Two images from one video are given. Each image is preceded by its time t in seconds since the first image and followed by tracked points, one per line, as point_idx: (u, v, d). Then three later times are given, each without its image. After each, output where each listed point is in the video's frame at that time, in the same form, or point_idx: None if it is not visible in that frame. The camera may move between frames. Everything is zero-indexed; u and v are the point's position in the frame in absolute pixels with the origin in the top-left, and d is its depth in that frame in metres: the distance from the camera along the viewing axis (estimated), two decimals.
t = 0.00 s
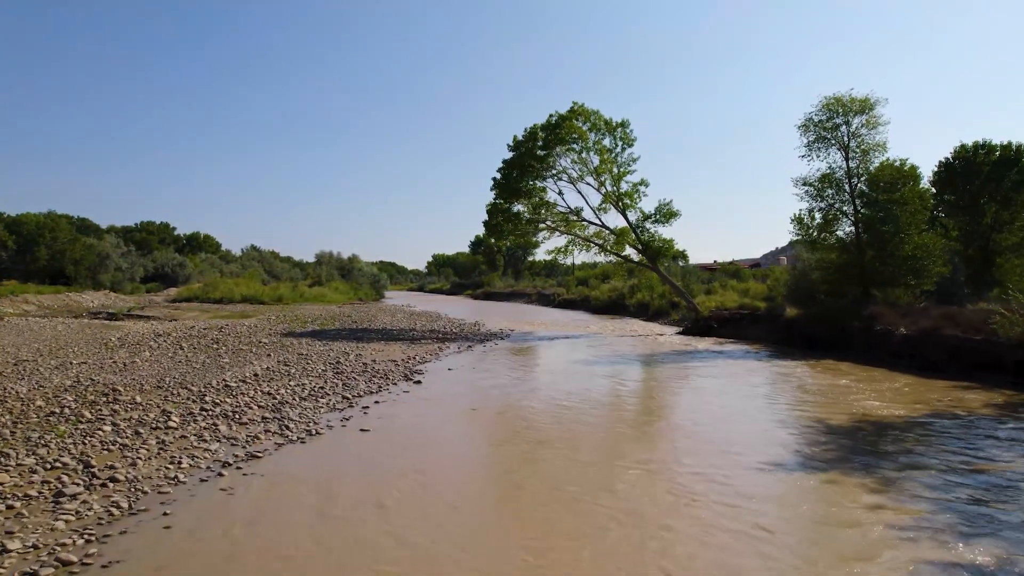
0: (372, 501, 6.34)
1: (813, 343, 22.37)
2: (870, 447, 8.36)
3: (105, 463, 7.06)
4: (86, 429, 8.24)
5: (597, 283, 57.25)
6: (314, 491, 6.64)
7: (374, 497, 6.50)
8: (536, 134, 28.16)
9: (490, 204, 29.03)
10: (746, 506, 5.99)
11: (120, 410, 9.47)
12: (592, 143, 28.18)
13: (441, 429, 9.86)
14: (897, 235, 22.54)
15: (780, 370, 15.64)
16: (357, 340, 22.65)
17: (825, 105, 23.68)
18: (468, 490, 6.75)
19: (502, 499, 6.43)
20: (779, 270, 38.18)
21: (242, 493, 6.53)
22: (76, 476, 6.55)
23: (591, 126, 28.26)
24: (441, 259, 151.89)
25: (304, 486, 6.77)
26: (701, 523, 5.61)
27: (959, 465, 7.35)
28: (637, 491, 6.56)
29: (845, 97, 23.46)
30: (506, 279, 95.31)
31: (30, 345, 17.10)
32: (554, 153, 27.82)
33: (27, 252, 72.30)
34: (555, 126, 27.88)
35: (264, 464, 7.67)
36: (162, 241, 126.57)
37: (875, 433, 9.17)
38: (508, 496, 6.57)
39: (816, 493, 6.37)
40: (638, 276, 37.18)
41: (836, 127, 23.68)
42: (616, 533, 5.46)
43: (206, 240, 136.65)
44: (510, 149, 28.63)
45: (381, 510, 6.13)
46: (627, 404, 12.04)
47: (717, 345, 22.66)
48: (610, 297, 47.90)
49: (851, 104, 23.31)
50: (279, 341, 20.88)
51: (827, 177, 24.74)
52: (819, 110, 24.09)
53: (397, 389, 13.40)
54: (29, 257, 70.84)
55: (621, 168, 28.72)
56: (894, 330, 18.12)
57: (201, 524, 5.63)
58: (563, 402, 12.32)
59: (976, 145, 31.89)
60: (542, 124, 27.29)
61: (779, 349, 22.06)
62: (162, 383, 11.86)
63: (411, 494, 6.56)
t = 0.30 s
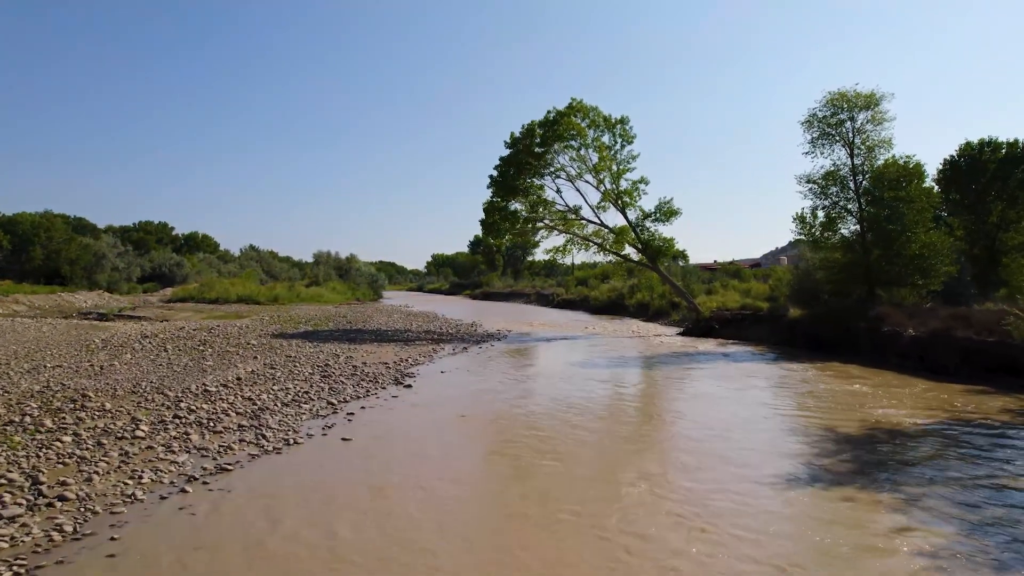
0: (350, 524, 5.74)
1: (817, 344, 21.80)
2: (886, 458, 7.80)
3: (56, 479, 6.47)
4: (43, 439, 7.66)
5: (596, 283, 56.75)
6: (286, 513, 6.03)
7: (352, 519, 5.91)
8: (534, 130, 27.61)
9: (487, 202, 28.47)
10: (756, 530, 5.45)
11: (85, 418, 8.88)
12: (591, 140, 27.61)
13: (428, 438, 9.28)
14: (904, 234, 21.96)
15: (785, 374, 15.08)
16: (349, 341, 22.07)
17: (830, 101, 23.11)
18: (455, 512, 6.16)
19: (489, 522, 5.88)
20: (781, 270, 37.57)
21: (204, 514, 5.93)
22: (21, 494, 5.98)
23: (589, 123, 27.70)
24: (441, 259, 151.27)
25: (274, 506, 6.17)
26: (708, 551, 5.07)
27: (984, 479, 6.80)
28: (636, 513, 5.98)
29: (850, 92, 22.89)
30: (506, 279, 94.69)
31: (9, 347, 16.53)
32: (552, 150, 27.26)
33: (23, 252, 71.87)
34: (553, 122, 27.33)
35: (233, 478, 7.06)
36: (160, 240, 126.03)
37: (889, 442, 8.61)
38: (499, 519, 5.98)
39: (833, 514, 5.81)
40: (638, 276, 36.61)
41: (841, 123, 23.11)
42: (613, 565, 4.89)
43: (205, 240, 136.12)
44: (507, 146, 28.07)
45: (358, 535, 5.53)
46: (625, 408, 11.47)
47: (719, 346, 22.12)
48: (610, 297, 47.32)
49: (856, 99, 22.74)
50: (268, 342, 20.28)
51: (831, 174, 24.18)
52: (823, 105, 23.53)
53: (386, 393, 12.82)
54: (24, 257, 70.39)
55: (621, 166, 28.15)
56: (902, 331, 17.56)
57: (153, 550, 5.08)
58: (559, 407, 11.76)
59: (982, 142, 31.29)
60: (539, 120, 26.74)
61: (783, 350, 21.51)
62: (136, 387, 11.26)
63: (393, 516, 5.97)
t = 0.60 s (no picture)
0: (322, 553, 5.18)
1: (821, 345, 21.25)
2: (905, 471, 7.27)
3: None
4: None
5: (595, 283, 56.16)
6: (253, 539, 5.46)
7: (325, 548, 5.34)
8: (531, 127, 27.04)
9: (484, 200, 27.90)
10: (768, 559, 4.91)
11: (46, 427, 8.29)
12: (589, 136, 27.04)
13: (415, 449, 8.71)
14: (910, 232, 21.40)
15: (790, 377, 14.56)
16: (341, 343, 21.50)
17: (834, 96, 22.50)
18: (439, 537, 5.59)
19: (471, 548, 5.34)
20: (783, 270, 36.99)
21: (158, 538, 5.34)
22: None
23: (588, 119, 27.13)
24: (440, 259, 150.80)
25: (239, 528, 5.60)
26: None
27: (1014, 496, 6.27)
28: (636, 539, 5.44)
29: (855, 87, 22.29)
30: (505, 280, 94.13)
31: None
32: (549, 147, 26.70)
33: (18, 252, 71.37)
34: (551, 118, 26.76)
35: (197, 494, 6.48)
36: (158, 241, 125.49)
37: (906, 452, 8.08)
38: (486, 546, 5.41)
39: (853, 538, 5.28)
40: (638, 276, 36.04)
41: (845, 119, 22.52)
42: None
43: (203, 240, 135.60)
44: (504, 143, 27.50)
45: (332, 567, 4.97)
46: (624, 414, 10.93)
47: (720, 348, 21.56)
48: (609, 297, 46.78)
49: (862, 95, 22.13)
50: (257, 344, 19.67)
51: (835, 171, 23.60)
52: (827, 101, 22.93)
53: (375, 398, 12.25)
54: (19, 257, 69.88)
55: (620, 163, 27.58)
56: (910, 332, 17.01)
57: None
58: (555, 412, 11.22)
59: (988, 139, 30.66)
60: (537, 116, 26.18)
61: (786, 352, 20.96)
62: (108, 392, 10.67)
63: (371, 543, 5.42)
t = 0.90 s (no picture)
0: None
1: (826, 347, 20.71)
2: (929, 486, 6.69)
3: None
4: None
5: (595, 283, 55.54)
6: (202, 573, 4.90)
7: None
8: (528, 123, 26.47)
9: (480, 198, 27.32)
10: None
11: None
12: (588, 133, 26.48)
13: (395, 461, 8.12)
14: (917, 231, 20.83)
15: (795, 381, 14.00)
16: (332, 344, 20.93)
17: (839, 91, 21.93)
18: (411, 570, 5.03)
19: None
20: (784, 270, 36.39)
21: (91, 573, 4.73)
22: None
23: (587, 116, 26.56)
24: (439, 259, 150.22)
25: (193, 559, 5.05)
26: None
27: None
28: (634, 572, 4.89)
29: (860, 82, 21.72)
30: (505, 280, 93.49)
31: None
32: (547, 144, 26.12)
33: (13, 252, 70.77)
34: (548, 114, 26.19)
35: (148, 516, 5.88)
36: (155, 240, 124.78)
37: (926, 465, 7.50)
38: None
39: (878, 570, 4.72)
40: (637, 276, 35.47)
41: (850, 115, 21.95)
42: None
43: (201, 240, 134.96)
44: (501, 140, 26.93)
45: None
46: (623, 421, 10.38)
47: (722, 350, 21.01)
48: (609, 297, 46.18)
49: (867, 90, 21.56)
50: (244, 346, 19.05)
51: (840, 168, 23.03)
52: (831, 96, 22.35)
53: (360, 403, 11.67)
54: (14, 257, 69.27)
55: (619, 160, 27.03)
56: (920, 334, 16.46)
57: None
58: (550, 419, 10.65)
59: (994, 136, 30.06)
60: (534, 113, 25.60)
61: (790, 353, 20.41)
62: (75, 398, 10.07)
63: None
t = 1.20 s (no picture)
0: None
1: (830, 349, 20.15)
2: (953, 505, 6.13)
3: None
4: None
5: (595, 283, 54.90)
6: None
7: None
8: (525, 120, 25.89)
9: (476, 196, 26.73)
10: None
11: None
12: (586, 130, 25.90)
13: (377, 476, 7.55)
14: (924, 229, 20.24)
15: (801, 385, 13.43)
16: (322, 346, 20.31)
17: (844, 86, 21.34)
18: None
19: None
20: (786, 270, 35.72)
21: None
22: None
23: (585, 112, 25.99)
24: (439, 259, 149.64)
25: None
26: None
27: None
28: None
29: (865, 77, 21.12)
30: (504, 281, 92.81)
31: None
32: (544, 141, 25.53)
33: (8, 252, 70.18)
34: (545, 111, 25.61)
35: (91, 544, 5.29)
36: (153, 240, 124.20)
37: (947, 479, 6.95)
38: None
39: None
40: (637, 276, 34.86)
41: (855, 110, 21.35)
42: None
43: (199, 240, 134.34)
44: (497, 137, 26.35)
45: None
46: (620, 429, 9.81)
47: (724, 352, 20.42)
48: (609, 297, 45.53)
49: (873, 84, 20.97)
50: (230, 349, 18.42)
51: (844, 166, 22.45)
52: (836, 92, 21.76)
53: (343, 410, 11.07)
54: (9, 257, 68.66)
55: (618, 158, 26.45)
56: (930, 336, 15.87)
57: None
58: (543, 426, 10.08)
59: (1000, 134, 29.43)
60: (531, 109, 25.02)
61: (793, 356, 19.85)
62: (38, 405, 9.46)
63: None
